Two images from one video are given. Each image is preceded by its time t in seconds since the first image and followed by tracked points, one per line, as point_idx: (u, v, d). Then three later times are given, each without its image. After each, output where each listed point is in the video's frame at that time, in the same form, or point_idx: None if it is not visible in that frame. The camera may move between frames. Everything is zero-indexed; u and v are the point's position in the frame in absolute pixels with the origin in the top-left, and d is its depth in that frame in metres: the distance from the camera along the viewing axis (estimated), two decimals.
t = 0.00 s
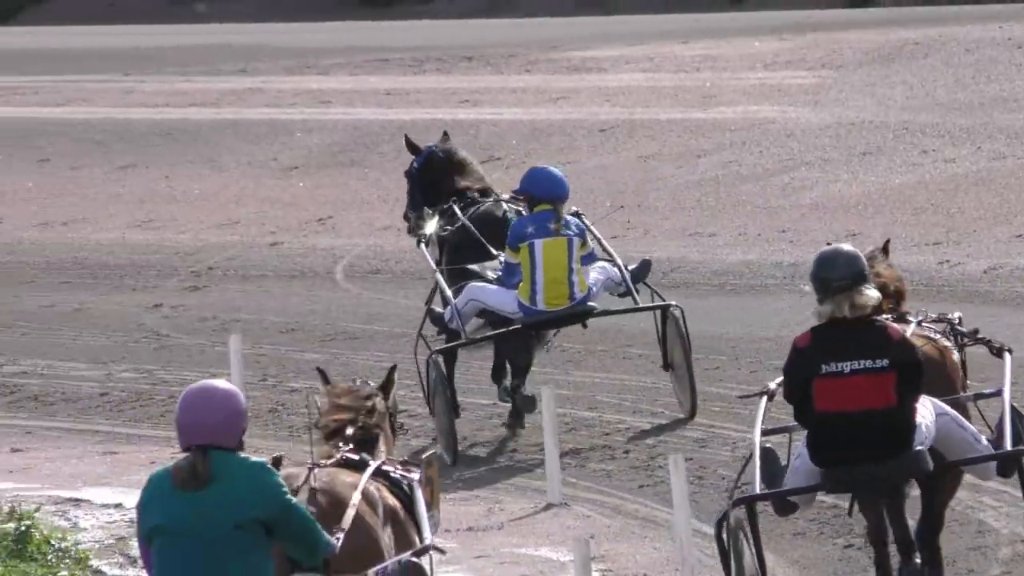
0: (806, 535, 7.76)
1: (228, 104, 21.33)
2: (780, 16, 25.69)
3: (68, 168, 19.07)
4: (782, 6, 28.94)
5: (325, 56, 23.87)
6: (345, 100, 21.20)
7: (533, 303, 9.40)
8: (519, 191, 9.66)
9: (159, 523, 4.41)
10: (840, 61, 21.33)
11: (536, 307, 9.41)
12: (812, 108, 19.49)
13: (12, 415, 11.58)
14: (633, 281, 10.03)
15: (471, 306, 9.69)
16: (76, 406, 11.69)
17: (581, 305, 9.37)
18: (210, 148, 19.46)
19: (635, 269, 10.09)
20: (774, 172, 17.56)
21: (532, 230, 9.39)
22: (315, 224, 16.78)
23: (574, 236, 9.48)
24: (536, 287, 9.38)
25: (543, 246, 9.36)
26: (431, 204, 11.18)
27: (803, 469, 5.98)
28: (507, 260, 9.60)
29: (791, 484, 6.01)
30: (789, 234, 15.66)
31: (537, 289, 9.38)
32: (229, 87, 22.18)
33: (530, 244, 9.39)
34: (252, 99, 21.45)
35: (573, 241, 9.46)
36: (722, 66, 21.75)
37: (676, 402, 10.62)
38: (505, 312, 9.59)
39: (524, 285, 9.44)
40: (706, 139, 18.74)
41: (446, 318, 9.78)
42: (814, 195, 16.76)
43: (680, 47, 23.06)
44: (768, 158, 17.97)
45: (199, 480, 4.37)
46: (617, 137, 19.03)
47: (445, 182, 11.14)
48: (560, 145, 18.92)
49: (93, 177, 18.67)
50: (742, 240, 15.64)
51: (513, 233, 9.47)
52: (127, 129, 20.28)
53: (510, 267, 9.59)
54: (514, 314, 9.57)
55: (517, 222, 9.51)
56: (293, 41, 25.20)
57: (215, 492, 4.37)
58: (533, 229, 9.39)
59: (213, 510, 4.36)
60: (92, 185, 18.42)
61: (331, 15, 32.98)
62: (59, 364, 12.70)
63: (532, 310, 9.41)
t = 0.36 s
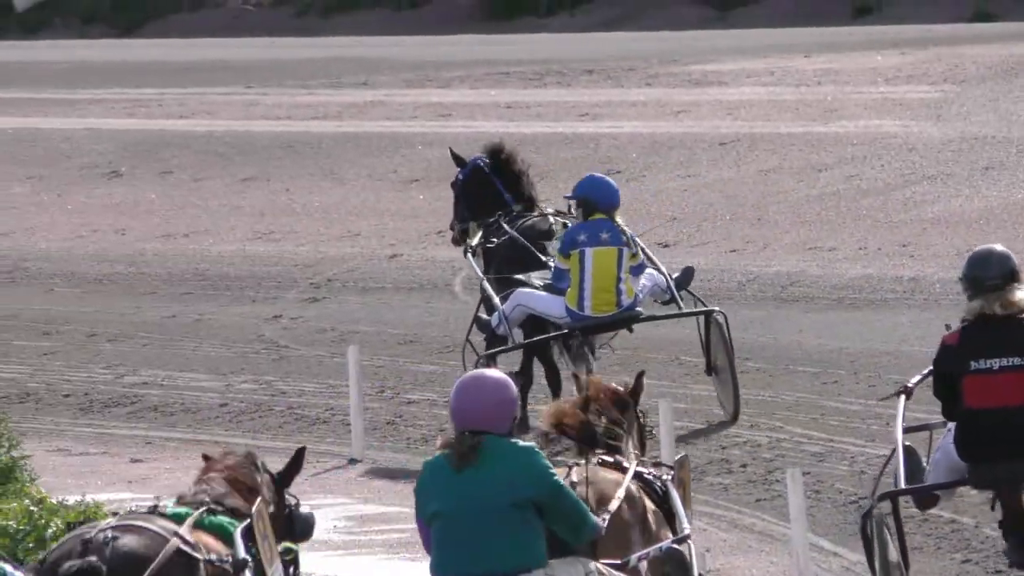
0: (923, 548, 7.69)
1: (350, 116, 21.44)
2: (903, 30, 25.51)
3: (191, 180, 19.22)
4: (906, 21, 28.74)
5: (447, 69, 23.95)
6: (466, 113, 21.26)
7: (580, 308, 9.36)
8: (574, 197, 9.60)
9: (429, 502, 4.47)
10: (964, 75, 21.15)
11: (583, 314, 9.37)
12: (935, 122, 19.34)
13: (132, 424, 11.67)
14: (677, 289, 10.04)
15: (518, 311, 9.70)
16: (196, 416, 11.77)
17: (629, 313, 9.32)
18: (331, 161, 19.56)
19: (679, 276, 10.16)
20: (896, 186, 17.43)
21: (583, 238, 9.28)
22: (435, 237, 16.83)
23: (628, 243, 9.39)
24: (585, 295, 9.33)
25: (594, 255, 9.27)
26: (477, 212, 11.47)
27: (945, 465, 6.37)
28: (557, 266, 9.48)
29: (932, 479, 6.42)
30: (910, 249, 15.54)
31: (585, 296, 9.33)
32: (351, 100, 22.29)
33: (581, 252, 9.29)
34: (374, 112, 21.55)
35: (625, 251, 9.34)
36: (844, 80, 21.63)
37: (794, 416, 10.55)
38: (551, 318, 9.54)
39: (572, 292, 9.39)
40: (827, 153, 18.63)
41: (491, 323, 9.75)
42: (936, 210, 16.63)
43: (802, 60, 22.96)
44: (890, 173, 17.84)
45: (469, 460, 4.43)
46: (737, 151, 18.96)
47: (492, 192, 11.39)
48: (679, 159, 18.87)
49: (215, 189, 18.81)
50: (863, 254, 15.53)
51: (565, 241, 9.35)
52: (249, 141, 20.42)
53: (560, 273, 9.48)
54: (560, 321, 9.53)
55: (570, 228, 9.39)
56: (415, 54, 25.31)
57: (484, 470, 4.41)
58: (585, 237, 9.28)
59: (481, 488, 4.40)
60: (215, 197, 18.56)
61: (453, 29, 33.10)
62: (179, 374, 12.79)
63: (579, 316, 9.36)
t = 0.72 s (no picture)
0: (989, 546, 7.66)
1: (411, 115, 21.47)
2: (968, 27, 25.39)
3: (253, 178, 19.29)
4: (968, 19, 28.61)
5: (508, 67, 23.96)
6: (528, 111, 21.27)
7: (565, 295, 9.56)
8: (556, 189, 9.82)
9: (626, 464, 5.10)
10: None
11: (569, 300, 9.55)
12: (998, 120, 19.23)
13: (196, 421, 11.72)
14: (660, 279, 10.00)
15: (503, 299, 9.99)
16: (259, 414, 11.82)
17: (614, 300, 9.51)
18: (392, 159, 19.59)
19: (659, 267, 10.05)
20: (959, 184, 17.35)
21: (568, 225, 9.55)
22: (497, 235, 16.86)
23: (612, 232, 9.62)
24: (570, 280, 9.53)
25: (579, 241, 9.52)
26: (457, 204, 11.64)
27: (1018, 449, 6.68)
28: (543, 253, 9.75)
29: (1007, 461, 6.73)
30: (974, 247, 15.48)
31: (571, 281, 9.53)
32: (412, 98, 22.33)
33: (566, 239, 9.55)
34: (435, 110, 21.57)
35: (608, 239, 9.59)
36: (907, 78, 21.53)
37: (857, 414, 10.53)
38: (537, 305, 9.81)
39: (558, 279, 9.61)
40: (890, 150, 18.56)
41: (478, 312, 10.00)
42: (999, 208, 16.55)
43: (864, 58, 22.88)
44: (952, 170, 17.76)
45: (666, 432, 5.04)
46: (799, 149, 18.90)
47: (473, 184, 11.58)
48: (741, 157, 18.82)
49: (277, 187, 18.87)
50: (926, 253, 15.47)
51: (550, 229, 9.63)
52: (311, 139, 20.47)
53: (543, 260, 9.75)
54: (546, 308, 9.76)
55: (555, 217, 9.67)
56: (477, 52, 25.33)
57: (676, 444, 5.01)
58: (570, 225, 9.55)
59: (672, 461, 5.00)
60: (276, 195, 18.61)
61: (513, 27, 33.12)
62: (242, 372, 12.83)
63: (564, 302, 9.56)
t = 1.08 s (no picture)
0: None
1: (549, 122, 21.47)
2: None
3: (392, 186, 19.36)
4: None
5: (647, 74, 23.91)
6: (665, 118, 21.23)
7: (625, 296, 10.32)
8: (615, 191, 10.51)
9: (881, 448, 5.54)
10: None
11: (628, 301, 10.32)
12: None
13: (339, 428, 11.77)
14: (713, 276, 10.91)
15: (563, 300, 10.68)
16: (401, 419, 11.86)
17: (672, 301, 10.29)
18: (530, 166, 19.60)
19: (713, 267, 10.97)
20: None
21: (624, 228, 10.29)
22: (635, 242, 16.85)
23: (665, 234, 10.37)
24: (629, 283, 10.30)
25: (634, 243, 10.27)
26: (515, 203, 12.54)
27: None
28: (600, 257, 10.52)
29: None
30: None
31: (629, 284, 10.30)
32: (550, 106, 22.34)
33: (622, 242, 10.30)
34: (572, 117, 21.57)
35: (663, 239, 10.34)
36: None
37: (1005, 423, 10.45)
38: (595, 306, 10.51)
39: (615, 281, 10.37)
40: None
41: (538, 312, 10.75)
42: None
43: (1007, 63, 22.64)
44: None
45: (924, 421, 5.45)
46: (940, 155, 18.73)
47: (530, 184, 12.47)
48: (881, 163, 18.68)
49: (415, 194, 18.93)
50: None
51: (606, 233, 10.37)
52: (449, 146, 20.52)
53: (601, 262, 10.50)
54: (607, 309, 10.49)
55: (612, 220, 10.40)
56: (614, 60, 25.30)
57: (932, 432, 5.43)
58: (625, 228, 10.29)
59: (933, 449, 5.42)
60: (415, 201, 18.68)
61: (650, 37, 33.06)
62: (384, 378, 12.88)
63: (624, 303, 10.32)
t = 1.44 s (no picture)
0: None
1: (657, 124, 21.47)
2: None
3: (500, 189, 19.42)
4: None
5: (756, 76, 23.86)
6: (775, 120, 21.17)
7: (649, 295, 10.57)
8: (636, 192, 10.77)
9: None
10: None
11: (653, 299, 10.57)
12: None
13: (446, 432, 11.81)
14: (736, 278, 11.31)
15: (586, 298, 10.94)
16: (508, 424, 11.90)
17: (693, 297, 10.57)
18: (638, 169, 19.63)
19: (735, 270, 11.41)
20: None
21: (647, 229, 10.54)
22: (742, 246, 16.85)
23: (686, 233, 10.65)
24: (653, 281, 10.53)
25: (657, 246, 10.53)
26: (531, 205, 12.59)
27: None
28: (624, 259, 10.72)
29: None
30: None
31: (654, 282, 10.54)
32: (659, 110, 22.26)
33: (645, 243, 10.55)
34: (681, 119, 21.56)
35: (683, 238, 10.64)
36: None
37: None
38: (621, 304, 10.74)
39: (640, 280, 10.60)
40: None
41: (563, 309, 11.01)
42: None
43: None
44: None
45: None
46: None
47: (546, 186, 12.54)
48: (993, 164, 18.53)
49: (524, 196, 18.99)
50: None
51: (629, 233, 10.61)
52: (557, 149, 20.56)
53: (625, 265, 10.72)
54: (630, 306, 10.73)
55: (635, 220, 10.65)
56: (724, 61, 25.27)
57: None
58: (648, 228, 10.54)
59: None
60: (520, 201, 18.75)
61: (760, 37, 33.00)
62: (491, 382, 12.91)
63: (648, 301, 10.57)
